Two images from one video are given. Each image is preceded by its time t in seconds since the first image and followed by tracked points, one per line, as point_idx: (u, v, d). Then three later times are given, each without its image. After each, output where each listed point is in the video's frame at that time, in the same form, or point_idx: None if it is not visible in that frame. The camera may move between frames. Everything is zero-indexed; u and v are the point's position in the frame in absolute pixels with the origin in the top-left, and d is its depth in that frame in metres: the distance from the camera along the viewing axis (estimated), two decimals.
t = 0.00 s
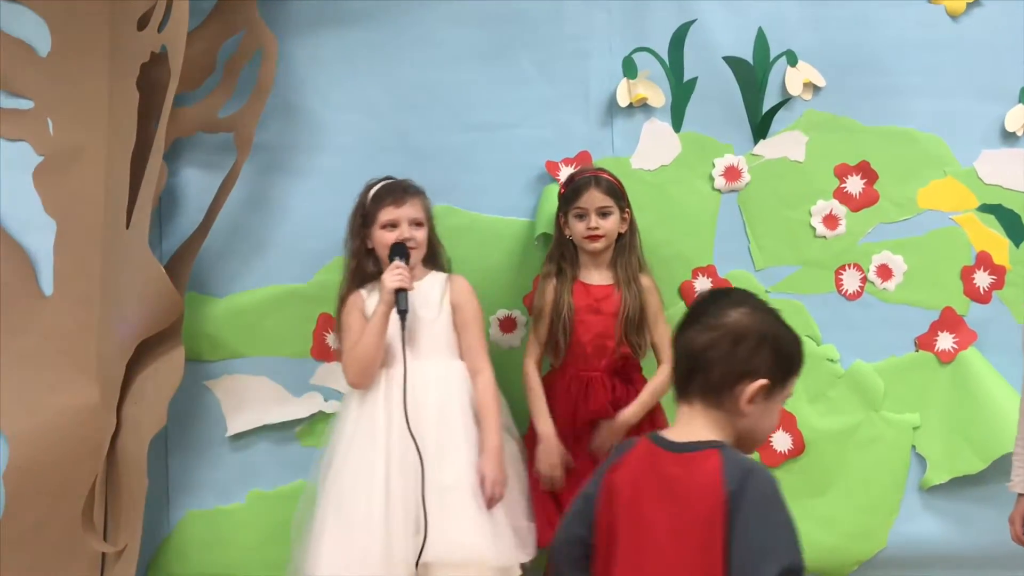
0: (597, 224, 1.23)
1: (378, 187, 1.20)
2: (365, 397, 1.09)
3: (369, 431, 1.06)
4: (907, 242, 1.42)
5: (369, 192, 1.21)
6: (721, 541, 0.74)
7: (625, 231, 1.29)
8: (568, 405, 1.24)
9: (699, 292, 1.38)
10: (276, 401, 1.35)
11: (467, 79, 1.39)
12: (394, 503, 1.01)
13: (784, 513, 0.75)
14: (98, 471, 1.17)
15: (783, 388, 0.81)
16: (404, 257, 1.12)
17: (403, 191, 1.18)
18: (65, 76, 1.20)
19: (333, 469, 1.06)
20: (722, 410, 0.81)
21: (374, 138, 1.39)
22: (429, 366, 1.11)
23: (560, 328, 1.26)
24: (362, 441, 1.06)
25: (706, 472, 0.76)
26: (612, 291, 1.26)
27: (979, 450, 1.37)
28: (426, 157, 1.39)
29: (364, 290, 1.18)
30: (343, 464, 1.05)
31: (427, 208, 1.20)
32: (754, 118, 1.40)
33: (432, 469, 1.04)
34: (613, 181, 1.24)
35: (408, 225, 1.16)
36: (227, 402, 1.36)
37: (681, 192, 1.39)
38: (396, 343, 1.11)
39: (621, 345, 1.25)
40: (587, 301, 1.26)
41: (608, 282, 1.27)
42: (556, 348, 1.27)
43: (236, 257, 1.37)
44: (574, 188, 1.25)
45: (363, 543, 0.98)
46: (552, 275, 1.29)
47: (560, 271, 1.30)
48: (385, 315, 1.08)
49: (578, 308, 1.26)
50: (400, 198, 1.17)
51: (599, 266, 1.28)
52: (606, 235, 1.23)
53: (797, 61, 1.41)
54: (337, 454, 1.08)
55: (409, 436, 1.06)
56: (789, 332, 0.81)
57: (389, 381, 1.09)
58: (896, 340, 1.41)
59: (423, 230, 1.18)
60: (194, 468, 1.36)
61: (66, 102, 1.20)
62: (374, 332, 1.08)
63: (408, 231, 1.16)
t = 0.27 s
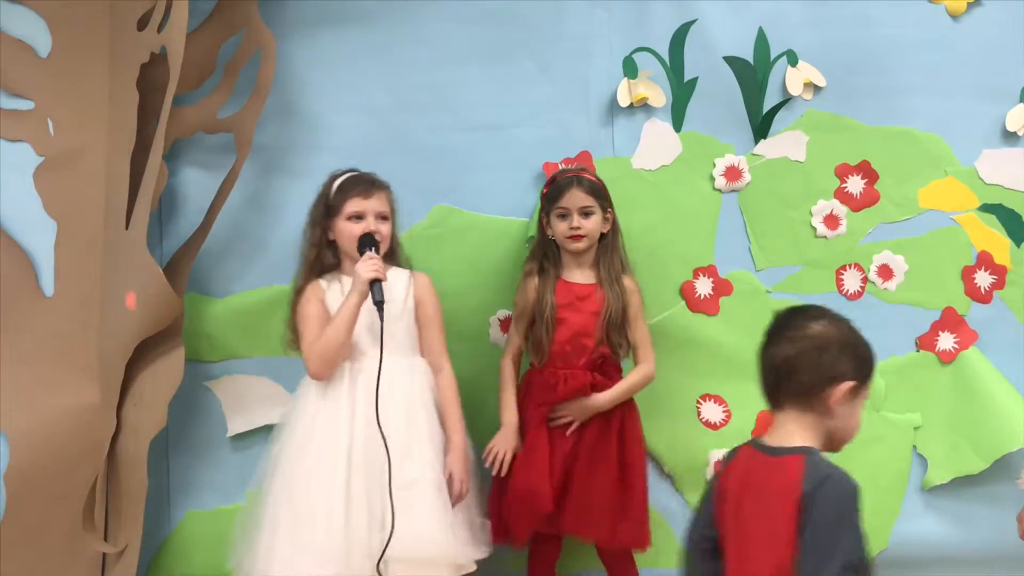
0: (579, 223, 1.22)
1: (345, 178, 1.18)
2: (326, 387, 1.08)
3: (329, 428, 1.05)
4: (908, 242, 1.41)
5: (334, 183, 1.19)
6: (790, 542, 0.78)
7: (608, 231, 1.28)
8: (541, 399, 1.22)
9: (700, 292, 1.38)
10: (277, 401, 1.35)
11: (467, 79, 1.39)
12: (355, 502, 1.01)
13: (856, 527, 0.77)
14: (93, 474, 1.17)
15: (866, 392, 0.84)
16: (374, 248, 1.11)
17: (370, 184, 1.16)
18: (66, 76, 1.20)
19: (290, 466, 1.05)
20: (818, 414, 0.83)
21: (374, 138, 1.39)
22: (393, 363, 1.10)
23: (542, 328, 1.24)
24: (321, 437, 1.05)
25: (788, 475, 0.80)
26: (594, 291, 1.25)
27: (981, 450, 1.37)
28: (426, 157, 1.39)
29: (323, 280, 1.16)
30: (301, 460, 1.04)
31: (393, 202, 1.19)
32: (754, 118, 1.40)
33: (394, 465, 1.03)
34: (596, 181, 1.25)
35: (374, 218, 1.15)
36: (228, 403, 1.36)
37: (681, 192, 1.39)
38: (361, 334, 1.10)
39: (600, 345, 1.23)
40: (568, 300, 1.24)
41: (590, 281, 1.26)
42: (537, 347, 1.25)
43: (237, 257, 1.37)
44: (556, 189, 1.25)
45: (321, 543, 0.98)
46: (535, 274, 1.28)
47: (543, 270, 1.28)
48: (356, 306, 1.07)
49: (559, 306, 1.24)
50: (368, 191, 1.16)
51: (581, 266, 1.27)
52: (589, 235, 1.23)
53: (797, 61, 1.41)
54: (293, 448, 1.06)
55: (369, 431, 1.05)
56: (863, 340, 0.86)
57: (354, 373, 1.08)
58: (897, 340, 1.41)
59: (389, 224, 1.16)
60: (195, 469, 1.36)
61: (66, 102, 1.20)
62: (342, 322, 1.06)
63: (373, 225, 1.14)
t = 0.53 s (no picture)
0: (564, 227, 1.22)
1: (336, 183, 1.17)
2: (340, 397, 1.06)
3: (339, 431, 1.04)
4: (910, 242, 1.42)
5: (323, 188, 1.18)
6: (844, 497, 0.83)
7: (594, 235, 1.28)
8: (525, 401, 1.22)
9: (702, 292, 1.38)
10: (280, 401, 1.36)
11: (470, 79, 1.39)
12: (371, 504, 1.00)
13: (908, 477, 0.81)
14: (97, 474, 1.18)
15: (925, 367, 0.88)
16: (386, 257, 1.11)
17: (363, 190, 1.16)
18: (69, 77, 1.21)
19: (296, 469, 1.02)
20: (881, 381, 0.86)
21: (376, 139, 1.39)
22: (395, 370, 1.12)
23: (525, 329, 1.24)
24: (330, 439, 1.03)
25: (848, 436, 0.84)
26: (579, 294, 1.25)
27: (983, 451, 1.37)
28: (428, 157, 1.39)
29: (318, 285, 1.14)
30: (309, 464, 1.02)
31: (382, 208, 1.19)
32: (757, 118, 1.40)
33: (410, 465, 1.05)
34: (582, 184, 1.25)
35: (368, 226, 1.15)
36: (232, 403, 1.36)
37: (684, 192, 1.39)
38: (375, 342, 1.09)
39: (585, 348, 1.24)
40: (554, 303, 1.24)
41: (576, 285, 1.26)
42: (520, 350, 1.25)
43: (239, 257, 1.37)
44: (543, 192, 1.24)
45: (340, 547, 0.96)
46: (520, 276, 1.28)
47: (528, 272, 1.28)
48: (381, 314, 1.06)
49: (544, 309, 1.24)
50: (362, 198, 1.16)
51: (567, 269, 1.27)
52: (574, 238, 1.23)
53: (800, 61, 1.41)
54: (296, 452, 1.04)
55: (383, 435, 1.06)
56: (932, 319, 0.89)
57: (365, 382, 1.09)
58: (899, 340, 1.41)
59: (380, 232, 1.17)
60: (198, 468, 1.36)
61: (70, 103, 1.20)
62: (366, 330, 1.05)
63: (368, 232, 1.14)
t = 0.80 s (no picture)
0: (564, 229, 1.21)
1: (353, 181, 1.16)
2: (388, 385, 1.07)
3: (387, 430, 1.03)
4: (912, 243, 1.41)
5: (340, 185, 1.16)
6: (906, 485, 0.85)
7: (593, 236, 1.27)
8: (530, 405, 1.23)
9: (703, 292, 1.38)
10: (281, 401, 1.36)
11: (472, 79, 1.39)
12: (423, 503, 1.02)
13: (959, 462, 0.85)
14: (101, 473, 1.18)
15: (949, 354, 0.89)
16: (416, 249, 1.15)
17: (381, 187, 1.16)
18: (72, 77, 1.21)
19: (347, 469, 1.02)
20: (898, 368, 0.89)
21: (379, 140, 1.39)
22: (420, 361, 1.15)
23: (529, 333, 1.24)
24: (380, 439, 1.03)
25: (890, 422, 0.87)
26: (579, 296, 1.25)
27: (984, 452, 1.37)
28: (431, 158, 1.39)
29: (353, 281, 1.12)
30: (361, 466, 1.01)
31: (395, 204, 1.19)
32: (759, 119, 1.40)
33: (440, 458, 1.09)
34: (580, 185, 1.24)
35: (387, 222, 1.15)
36: (233, 402, 1.36)
37: (685, 192, 1.39)
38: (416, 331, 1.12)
39: (587, 350, 1.24)
40: (554, 305, 1.24)
41: (576, 287, 1.26)
42: (524, 353, 1.25)
43: (241, 257, 1.37)
44: (542, 193, 1.23)
45: (404, 549, 0.97)
46: (521, 280, 1.28)
47: (529, 276, 1.28)
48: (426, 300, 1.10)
49: (545, 312, 1.24)
50: (381, 194, 1.15)
51: (568, 271, 1.27)
52: (574, 240, 1.22)
53: (802, 61, 1.41)
54: (343, 451, 1.03)
55: (421, 430, 1.07)
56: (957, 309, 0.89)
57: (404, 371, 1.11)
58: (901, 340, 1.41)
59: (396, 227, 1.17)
60: (200, 468, 1.36)
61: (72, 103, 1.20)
62: (414, 314, 1.08)
63: (390, 227, 1.15)
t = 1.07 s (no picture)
0: (582, 222, 1.22)
1: (387, 178, 1.16)
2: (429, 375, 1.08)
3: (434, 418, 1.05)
4: (915, 242, 1.41)
5: (374, 183, 1.15)
6: (893, 483, 0.91)
7: (609, 229, 1.28)
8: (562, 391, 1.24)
9: (706, 292, 1.38)
10: (283, 400, 1.36)
11: (475, 79, 1.39)
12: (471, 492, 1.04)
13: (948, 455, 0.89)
14: (105, 473, 1.19)
15: (947, 352, 0.92)
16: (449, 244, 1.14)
17: (415, 183, 1.16)
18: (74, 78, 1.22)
19: (401, 459, 1.02)
20: (891, 364, 0.96)
21: (382, 138, 1.39)
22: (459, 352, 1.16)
23: (548, 327, 1.24)
24: (431, 428, 1.04)
25: (882, 418, 0.92)
26: (599, 288, 1.25)
27: (988, 451, 1.37)
28: (434, 157, 1.39)
29: (389, 278, 1.12)
30: (414, 455, 1.02)
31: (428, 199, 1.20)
32: (761, 118, 1.40)
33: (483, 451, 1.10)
34: (597, 179, 1.24)
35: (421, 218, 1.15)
36: (235, 402, 1.36)
37: (688, 191, 1.39)
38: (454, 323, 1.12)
39: (611, 342, 1.24)
40: (573, 298, 1.24)
41: (594, 279, 1.27)
42: (544, 346, 1.25)
43: (244, 256, 1.37)
44: (559, 187, 1.23)
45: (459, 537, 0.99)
46: (539, 273, 1.28)
47: (547, 268, 1.28)
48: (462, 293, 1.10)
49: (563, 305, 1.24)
50: (416, 191, 1.15)
51: (585, 264, 1.27)
52: (591, 233, 1.23)
53: (805, 60, 1.41)
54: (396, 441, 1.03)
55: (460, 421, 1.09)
56: (963, 310, 0.93)
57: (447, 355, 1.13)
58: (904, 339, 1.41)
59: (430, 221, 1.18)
60: (202, 467, 1.36)
61: (75, 103, 1.21)
62: (450, 307, 1.08)
63: (424, 223, 1.15)
